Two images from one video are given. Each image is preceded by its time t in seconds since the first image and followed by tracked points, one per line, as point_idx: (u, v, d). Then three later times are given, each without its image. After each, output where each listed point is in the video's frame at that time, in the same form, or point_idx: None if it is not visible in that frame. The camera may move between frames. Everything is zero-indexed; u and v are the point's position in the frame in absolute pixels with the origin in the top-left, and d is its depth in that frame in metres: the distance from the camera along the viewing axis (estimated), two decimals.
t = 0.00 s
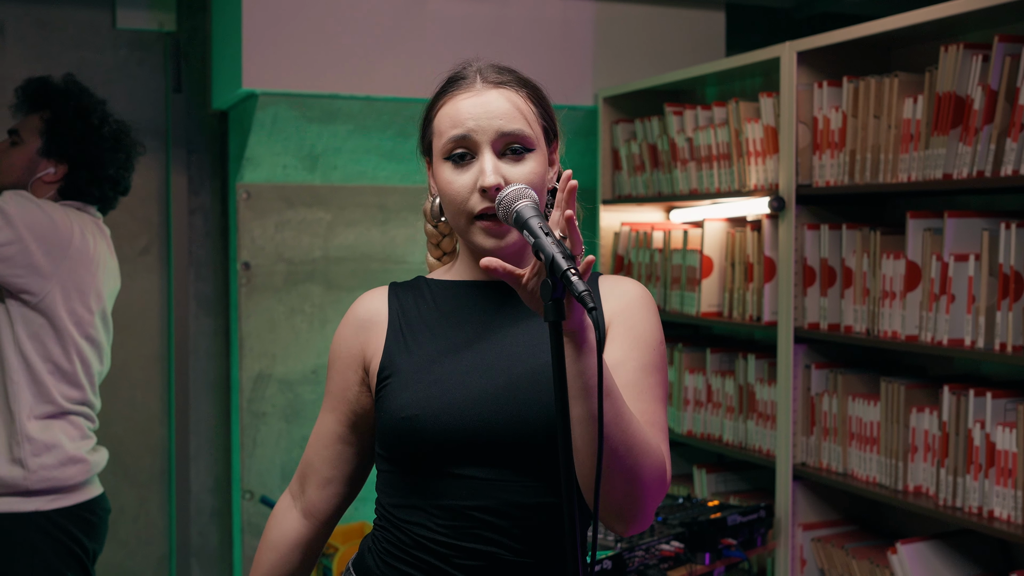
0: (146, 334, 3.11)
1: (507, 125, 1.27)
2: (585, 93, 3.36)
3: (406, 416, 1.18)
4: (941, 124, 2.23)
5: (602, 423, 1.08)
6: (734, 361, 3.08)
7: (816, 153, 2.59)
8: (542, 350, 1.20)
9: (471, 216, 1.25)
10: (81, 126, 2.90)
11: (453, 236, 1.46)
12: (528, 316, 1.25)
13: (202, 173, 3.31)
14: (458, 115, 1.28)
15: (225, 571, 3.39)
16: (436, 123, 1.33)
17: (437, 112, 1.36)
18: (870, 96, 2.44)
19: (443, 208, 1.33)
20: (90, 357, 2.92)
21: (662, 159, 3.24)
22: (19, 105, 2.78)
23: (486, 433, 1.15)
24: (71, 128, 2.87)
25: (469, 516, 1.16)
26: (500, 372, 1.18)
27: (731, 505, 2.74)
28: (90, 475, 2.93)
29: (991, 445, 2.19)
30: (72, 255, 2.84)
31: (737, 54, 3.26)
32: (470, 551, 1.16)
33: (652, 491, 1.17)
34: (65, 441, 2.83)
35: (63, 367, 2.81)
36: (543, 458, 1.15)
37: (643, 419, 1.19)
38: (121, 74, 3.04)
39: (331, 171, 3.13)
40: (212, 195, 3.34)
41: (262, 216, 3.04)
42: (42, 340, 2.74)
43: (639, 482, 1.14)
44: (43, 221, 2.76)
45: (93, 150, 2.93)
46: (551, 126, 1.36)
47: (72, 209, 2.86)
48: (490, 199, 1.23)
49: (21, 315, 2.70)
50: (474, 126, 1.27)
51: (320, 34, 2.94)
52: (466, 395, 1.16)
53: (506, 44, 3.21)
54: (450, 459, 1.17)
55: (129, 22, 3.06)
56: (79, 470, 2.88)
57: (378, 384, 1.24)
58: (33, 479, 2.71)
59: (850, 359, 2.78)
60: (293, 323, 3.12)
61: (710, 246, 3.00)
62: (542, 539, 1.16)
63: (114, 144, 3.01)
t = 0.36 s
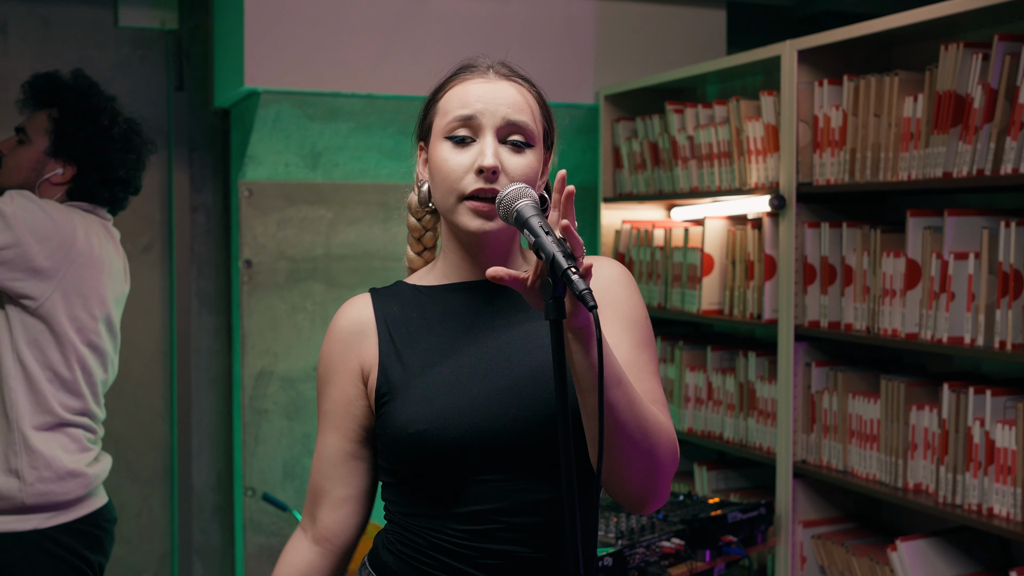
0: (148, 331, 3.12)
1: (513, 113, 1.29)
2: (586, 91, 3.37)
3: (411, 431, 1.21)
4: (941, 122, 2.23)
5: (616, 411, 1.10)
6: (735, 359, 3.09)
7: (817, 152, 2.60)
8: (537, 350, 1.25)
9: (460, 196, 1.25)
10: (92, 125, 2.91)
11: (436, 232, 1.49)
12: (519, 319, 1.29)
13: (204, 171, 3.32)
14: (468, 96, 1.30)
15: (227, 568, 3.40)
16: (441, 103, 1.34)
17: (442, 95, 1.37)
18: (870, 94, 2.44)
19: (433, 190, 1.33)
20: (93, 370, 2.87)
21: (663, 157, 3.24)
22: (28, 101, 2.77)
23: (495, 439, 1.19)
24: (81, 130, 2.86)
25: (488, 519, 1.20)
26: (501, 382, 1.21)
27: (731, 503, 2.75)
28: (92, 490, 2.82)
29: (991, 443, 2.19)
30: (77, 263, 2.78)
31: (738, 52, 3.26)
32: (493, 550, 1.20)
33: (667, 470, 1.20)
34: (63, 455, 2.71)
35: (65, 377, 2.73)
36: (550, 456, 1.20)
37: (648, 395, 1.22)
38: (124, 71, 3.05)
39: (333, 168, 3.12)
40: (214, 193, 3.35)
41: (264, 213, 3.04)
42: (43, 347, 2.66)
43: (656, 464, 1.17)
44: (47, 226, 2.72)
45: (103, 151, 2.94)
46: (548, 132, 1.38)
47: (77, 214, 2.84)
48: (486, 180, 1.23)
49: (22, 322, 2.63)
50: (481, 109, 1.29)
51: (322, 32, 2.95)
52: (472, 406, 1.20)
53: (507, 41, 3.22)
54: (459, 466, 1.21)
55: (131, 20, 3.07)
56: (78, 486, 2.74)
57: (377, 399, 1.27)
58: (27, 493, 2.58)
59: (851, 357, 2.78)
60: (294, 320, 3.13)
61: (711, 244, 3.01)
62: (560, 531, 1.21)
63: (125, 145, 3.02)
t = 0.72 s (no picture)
0: (150, 330, 3.13)
1: (509, 108, 1.33)
2: (586, 91, 3.38)
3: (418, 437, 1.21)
4: (941, 122, 2.24)
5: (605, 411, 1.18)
6: (735, 357, 3.10)
7: (818, 151, 2.60)
8: (524, 360, 1.30)
9: (468, 187, 1.26)
10: (111, 126, 2.82)
11: (416, 250, 1.55)
12: (505, 328, 1.33)
13: (206, 170, 3.32)
14: (462, 91, 1.33)
15: (228, 566, 3.41)
16: (434, 103, 1.37)
17: (429, 100, 1.40)
18: (870, 94, 2.45)
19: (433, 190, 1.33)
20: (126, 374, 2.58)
21: (664, 156, 3.25)
22: (38, 95, 2.77)
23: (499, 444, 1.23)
24: (96, 130, 2.74)
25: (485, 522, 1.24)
26: (501, 392, 1.25)
27: (732, 501, 2.77)
28: (102, 493, 2.36)
29: (991, 441, 2.20)
30: (85, 257, 2.38)
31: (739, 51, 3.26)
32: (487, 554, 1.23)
33: (641, 473, 1.28)
34: (74, 456, 2.29)
35: (73, 380, 2.31)
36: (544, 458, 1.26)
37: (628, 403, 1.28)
38: (126, 71, 3.06)
39: (334, 168, 3.12)
40: (217, 193, 3.35)
41: (265, 213, 3.05)
42: (51, 349, 2.27)
43: (635, 466, 1.24)
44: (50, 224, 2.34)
45: (121, 152, 2.83)
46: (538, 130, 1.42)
47: (104, 215, 2.65)
48: (493, 167, 1.25)
49: (28, 320, 2.25)
50: (476, 104, 1.32)
51: (323, 32, 2.95)
52: (475, 415, 1.23)
53: (508, 41, 3.23)
54: (460, 475, 1.22)
55: (133, 19, 3.08)
56: (92, 489, 2.30)
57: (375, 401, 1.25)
58: (42, 492, 2.20)
59: (850, 356, 2.79)
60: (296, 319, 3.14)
61: (711, 244, 3.02)
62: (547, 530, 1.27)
63: (140, 147, 2.92)
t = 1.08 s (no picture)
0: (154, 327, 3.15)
1: (497, 113, 1.33)
2: (588, 89, 3.39)
3: (427, 428, 1.23)
4: (942, 121, 2.25)
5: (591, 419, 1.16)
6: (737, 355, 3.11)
7: (820, 149, 2.61)
8: (536, 358, 1.32)
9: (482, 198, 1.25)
10: (108, 115, 2.42)
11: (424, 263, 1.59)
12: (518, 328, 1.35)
13: (209, 168, 3.31)
14: (450, 106, 1.33)
15: (231, 563, 3.42)
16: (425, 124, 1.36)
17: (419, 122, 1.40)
18: (871, 92, 2.45)
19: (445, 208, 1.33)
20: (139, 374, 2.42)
21: (666, 154, 3.26)
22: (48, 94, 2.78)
23: (501, 440, 1.23)
24: (97, 124, 2.38)
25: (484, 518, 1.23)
26: (510, 388, 1.27)
27: (735, 498, 2.77)
28: (110, 493, 2.19)
29: (991, 439, 2.21)
30: (90, 252, 2.19)
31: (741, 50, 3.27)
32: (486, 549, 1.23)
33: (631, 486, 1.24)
34: (78, 459, 2.11)
35: (80, 380, 2.13)
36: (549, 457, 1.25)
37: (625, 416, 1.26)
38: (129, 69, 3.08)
39: (337, 165, 3.17)
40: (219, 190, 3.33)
41: (268, 211, 3.09)
42: (57, 349, 2.10)
43: (624, 479, 1.21)
44: (53, 217, 2.11)
45: (120, 147, 2.40)
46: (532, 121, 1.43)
47: (105, 211, 2.33)
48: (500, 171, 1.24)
49: (34, 318, 2.08)
50: (467, 115, 1.32)
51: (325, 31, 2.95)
52: (482, 409, 1.24)
53: (510, 39, 3.23)
54: (466, 468, 1.22)
55: (136, 18, 3.10)
56: (97, 492, 2.13)
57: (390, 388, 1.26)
58: (47, 497, 2.03)
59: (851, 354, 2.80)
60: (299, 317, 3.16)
61: (713, 242, 3.02)
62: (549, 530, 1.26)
63: (145, 141, 2.50)
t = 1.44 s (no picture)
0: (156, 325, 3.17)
1: (490, 109, 1.34)
2: (590, 87, 3.39)
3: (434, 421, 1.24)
4: (943, 119, 2.25)
5: (587, 417, 1.16)
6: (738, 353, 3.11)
7: (820, 147, 2.61)
8: (537, 353, 1.33)
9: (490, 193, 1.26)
10: (124, 115, 2.37)
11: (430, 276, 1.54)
12: (523, 325, 1.36)
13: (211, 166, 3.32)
14: (443, 109, 1.34)
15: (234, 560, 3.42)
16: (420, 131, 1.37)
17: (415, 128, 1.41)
18: (872, 91, 2.46)
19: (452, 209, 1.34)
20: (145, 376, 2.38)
21: (666, 152, 3.26)
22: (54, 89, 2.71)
23: (502, 433, 1.24)
24: (110, 125, 2.34)
25: (483, 511, 1.24)
26: (512, 382, 1.28)
27: (736, 495, 2.78)
28: (122, 495, 2.15)
29: (991, 436, 2.22)
30: (103, 255, 2.16)
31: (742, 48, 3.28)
32: (485, 541, 1.24)
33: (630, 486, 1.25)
34: (94, 462, 2.07)
35: (94, 382, 2.09)
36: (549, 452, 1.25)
37: (624, 416, 1.27)
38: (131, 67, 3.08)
39: (339, 163, 3.18)
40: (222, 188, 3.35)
41: (271, 209, 3.10)
42: (71, 353, 2.06)
43: (620, 478, 1.21)
44: (65, 220, 2.08)
45: (136, 148, 2.39)
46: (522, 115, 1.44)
47: (116, 211, 2.28)
48: (504, 164, 1.25)
49: (47, 322, 2.03)
50: (462, 116, 1.33)
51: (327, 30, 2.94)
52: (483, 402, 1.25)
53: (512, 37, 3.23)
54: (469, 461, 1.23)
55: (138, 16, 3.10)
56: (111, 493, 2.09)
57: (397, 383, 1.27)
58: (65, 501, 1.98)
59: (852, 352, 2.80)
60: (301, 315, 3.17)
61: (715, 239, 3.03)
62: (548, 524, 1.26)
63: (160, 145, 2.48)
